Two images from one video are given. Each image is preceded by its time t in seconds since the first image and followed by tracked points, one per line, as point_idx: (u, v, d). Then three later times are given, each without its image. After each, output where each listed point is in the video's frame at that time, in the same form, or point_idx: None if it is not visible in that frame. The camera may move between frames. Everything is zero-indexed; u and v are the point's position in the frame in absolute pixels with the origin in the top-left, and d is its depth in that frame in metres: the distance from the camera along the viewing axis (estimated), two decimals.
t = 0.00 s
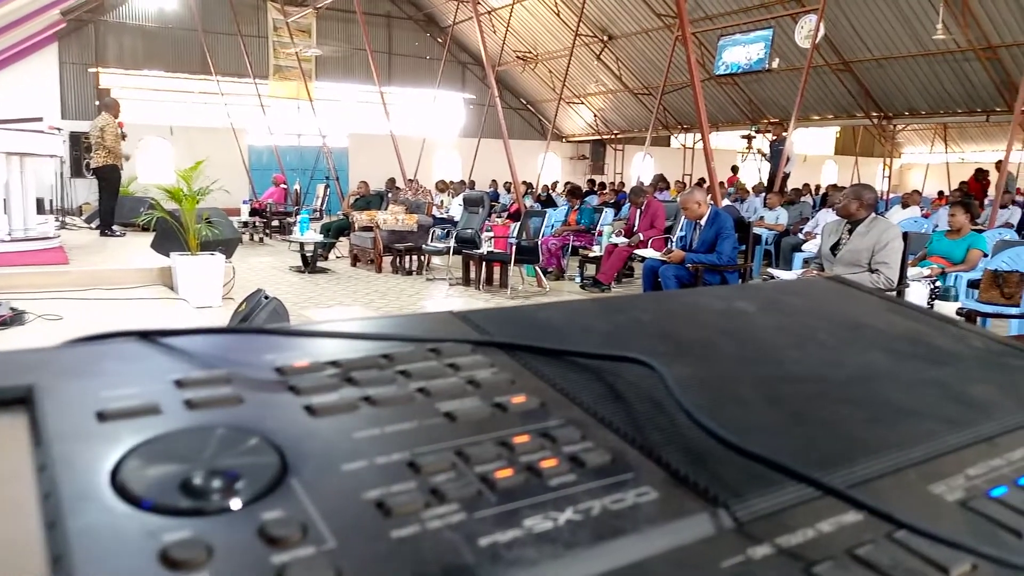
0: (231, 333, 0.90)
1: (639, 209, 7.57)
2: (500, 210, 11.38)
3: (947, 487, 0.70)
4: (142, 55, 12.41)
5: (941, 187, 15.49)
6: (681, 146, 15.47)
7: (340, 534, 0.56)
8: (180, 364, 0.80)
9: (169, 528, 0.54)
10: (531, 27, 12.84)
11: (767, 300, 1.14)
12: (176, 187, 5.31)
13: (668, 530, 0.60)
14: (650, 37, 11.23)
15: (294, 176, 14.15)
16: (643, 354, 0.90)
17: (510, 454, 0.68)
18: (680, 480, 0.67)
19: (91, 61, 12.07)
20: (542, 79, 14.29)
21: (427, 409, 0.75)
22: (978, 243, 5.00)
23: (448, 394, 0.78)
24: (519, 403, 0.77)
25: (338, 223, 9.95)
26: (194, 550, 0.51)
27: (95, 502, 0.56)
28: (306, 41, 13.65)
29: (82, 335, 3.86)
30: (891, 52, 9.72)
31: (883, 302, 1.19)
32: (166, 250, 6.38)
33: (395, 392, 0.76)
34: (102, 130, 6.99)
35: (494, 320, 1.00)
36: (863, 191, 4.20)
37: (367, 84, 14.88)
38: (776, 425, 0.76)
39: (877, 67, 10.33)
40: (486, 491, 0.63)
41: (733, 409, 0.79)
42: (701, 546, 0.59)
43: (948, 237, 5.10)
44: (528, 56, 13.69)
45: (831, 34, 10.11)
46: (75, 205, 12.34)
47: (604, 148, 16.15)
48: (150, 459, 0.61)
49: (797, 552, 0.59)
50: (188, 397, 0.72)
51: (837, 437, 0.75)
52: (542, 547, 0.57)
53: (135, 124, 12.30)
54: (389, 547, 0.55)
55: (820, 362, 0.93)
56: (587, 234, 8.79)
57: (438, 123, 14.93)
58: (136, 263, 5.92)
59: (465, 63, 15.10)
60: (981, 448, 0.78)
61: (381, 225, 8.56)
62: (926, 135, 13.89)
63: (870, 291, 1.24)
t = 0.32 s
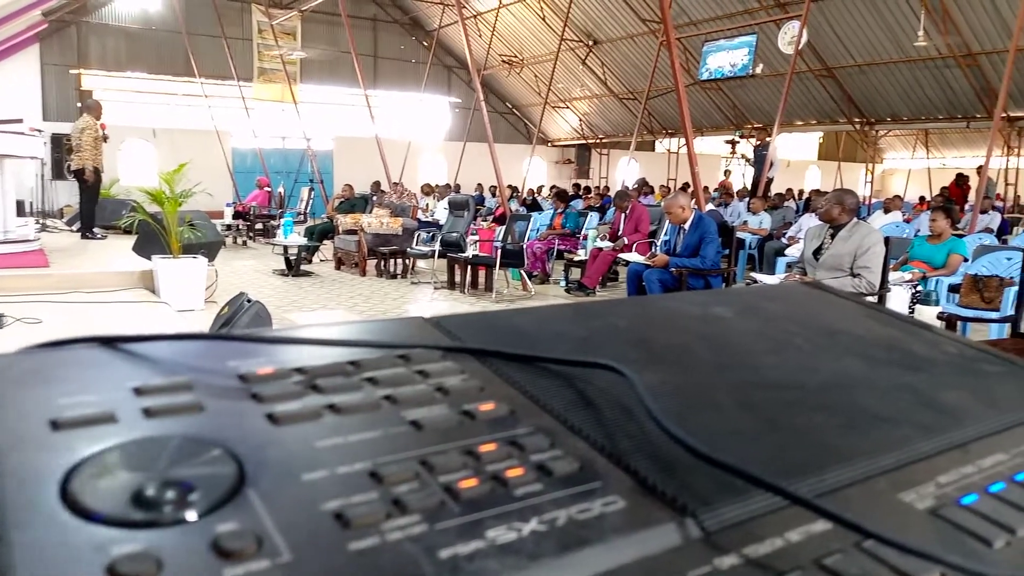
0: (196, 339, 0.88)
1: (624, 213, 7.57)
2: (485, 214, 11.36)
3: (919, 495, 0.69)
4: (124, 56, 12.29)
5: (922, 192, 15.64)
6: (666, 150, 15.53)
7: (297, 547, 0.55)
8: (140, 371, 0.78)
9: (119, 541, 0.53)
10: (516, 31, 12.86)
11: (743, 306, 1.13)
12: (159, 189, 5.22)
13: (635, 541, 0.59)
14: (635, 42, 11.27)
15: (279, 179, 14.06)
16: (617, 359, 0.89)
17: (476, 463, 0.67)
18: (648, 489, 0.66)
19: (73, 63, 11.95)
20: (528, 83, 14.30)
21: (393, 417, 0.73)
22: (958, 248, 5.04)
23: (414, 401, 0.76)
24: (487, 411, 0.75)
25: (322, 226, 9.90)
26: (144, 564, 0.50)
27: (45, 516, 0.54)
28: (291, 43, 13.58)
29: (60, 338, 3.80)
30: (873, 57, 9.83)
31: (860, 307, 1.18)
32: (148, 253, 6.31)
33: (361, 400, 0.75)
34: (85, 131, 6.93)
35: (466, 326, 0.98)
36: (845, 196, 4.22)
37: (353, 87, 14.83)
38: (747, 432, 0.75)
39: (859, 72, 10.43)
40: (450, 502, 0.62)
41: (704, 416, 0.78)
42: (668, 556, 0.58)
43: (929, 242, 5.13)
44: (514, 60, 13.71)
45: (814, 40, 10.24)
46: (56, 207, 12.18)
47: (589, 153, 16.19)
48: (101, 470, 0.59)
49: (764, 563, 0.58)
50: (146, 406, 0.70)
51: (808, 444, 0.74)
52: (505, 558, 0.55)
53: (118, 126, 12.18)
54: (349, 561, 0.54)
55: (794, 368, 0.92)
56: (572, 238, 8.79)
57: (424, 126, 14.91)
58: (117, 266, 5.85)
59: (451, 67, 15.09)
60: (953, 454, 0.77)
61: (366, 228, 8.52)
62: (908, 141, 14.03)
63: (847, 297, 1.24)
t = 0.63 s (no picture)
0: (147, 347, 0.85)
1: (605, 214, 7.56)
2: (467, 215, 11.31)
3: (879, 501, 0.68)
4: (101, 57, 12.10)
5: (900, 191, 15.78)
6: (647, 152, 15.56)
7: (230, 566, 0.52)
8: (81, 382, 0.75)
9: (37, 562, 0.50)
10: (497, 32, 12.83)
11: (710, 308, 1.12)
12: (136, 192, 5.11)
13: (585, 554, 0.57)
14: (617, 43, 11.25)
15: (259, 181, 13.92)
16: (578, 364, 0.87)
17: (426, 475, 0.65)
18: (602, 500, 0.64)
19: (48, 63, 11.74)
20: (509, 84, 14.27)
21: (343, 428, 0.71)
22: (935, 247, 5.05)
23: (364, 410, 0.74)
24: (441, 419, 0.73)
25: (302, 227, 9.82)
26: None
27: None
28: (270, 44, 13.45)
29: (31, 342, 3.72)
30: (851, 59, 9.93)
31: (828, 309, 1.18)
32: (125, 256, 6.23)
33: (310, 410, 0.73)
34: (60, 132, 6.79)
35: (425, 329, 0.95)
36: (823, 196, 4.22)
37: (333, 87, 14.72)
38: (706, 438, 0.74)
39: (838, 74, 10.49)
40: (395, 515, 0.60)
41: (662, 421, 0.76)
42: (621, 569, 0.56)
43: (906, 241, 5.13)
44: (495, 62, 13.68)
45: (793, 42, 10.31)
46: (31, 210, 11.97)
47: (571, 154, 16.18)
48: (27, 488, 0.56)
49: None
50: (84, 417, 0.67)
51: (769, 451, 0.73)
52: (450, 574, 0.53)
53: (94, 127, 11.98)
54: None
55: (758, 372, 0.91)
56: (554, 238, 8.77)
57: (406, 127, 14.82)
58: (93, 268, 5.75)
59: (432, 68, 15.02)
60: (915, 459, 0.76)
61: (347, 229, 8.45)
62: (886, 141, 14.16)
63: (815, 299, 1.23)
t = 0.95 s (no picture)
0: (73, 354, 0.81)
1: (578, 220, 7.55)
2: (441, 220, 11.27)
3: (824, 513, 0.66)
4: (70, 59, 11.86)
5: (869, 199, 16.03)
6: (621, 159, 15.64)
7: None
8: None
9: None
10: (472, 38, 12.84)
11: (666, 315, 1.11)
12: (103, 195, 4.99)
13: (519, 570, 0.55)
14: (591, 51, 11.30)
15: (230, 186, 13.72)
16: (526, 372, 0.85)
17: (358, 489, 0.62)
18: (540, 512, 0.62)
19: (14, 65, 11.49)
20: (484, 90, 14.28)
21: (275, 441, 0.68)
22: (903, 255, 5.04)
23: (300, 421, 0.71)
24: (379, 430, 0.70)
25: (274, 232, 9.72)
26: None
27: None
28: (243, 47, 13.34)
29: None
30: (821, 68, 10.09)
31: (784, 316, 1.17)
32: (92, 260, 6.12)
33: (240, 421, 0.70)
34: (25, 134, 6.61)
35: (370, 336, 0.93)
36: (792, 203, 4.24)
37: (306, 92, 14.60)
38: (652, 448, 0.72)
39: (808, 83, 10.64)
40: (320, 532, 0.57)
41: (606, 431, 0.74)
42: None
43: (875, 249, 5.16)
44: (470, 68, 13.67)
45: (765, 52, 10.43)
46: None
47: (545, 160, 16.22)
48: None
49: None
50: None
51: (715, 461, 0.71)
52: None
53: (61, 130, 11.73)
54: None
55: (709, 380, 0.89)
56: (528, 245, 8.75)
57: (380, 132, 14.76)
58: (58, 273, 5.59)
59: (407, 73, 15.00)
60: (864, 468, 0.75)
61: (319, 235, 8.35)
62: (855, 150, 14.39)
63: (776, 306, 1.22)
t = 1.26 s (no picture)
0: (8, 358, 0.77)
1: (552, 230, 7.56)
2: (416, 229, 11.22)
3: (783, 520, 0.65)
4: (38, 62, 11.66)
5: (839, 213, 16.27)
6: (596, 170, 15.71)
7: None
8: None
9: None
10: (448, 48, 12.87)
11: (630, 321, 1.09)
12: (70, 201, 4.89)
13: None
14: (565, 63, 11.37)
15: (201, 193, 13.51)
16: (485, 377, 0.83)
17: (301, 496, 0.60)
18: (491, 520, 0.60)
19: None
20: (459, 100, 14.28)
21: (217, 448, 0.65)
22: (872, 268, 5.11)
23: (245, 426, 0.68)
24: (327, 436, 0.68)
25: (246, 240, 9.60)
26: None
27: None
28: (216, 53, 13.22)
29: None
30: (791, 83, 10.26)
31: (749, 324, 1.16)
32: (58, 266, 6.01)
33: (181, 426, 0.67)
34: None
35: (324, 341, 0.90)
36: (763, 215, 4.25)
37: (280, 99, 14.51)
38: (609, 455, 0.70)
39: (779, 98, 10.80)
40: (259, 540, 0.54)
41: (562, 437, 0.72)
42: None
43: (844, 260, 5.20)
44: (446, 77, 13.69)
45: (737, 66, 10.59)
46: None
47: (521, 171, 16.25)
48: None
49: None
50: None
51: (673, 469, 0.69)
52: None
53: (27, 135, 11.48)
54: None
55: (670, 387, 0.88)
56: (503, 254, 8.73)
57: (355, 141, 14.68)
58: (24, 279, 5.29)
59: (382, 82, 14.98)
60: (825, 475, 0.73)
61: (291, 242, 8.26)
62: (825, 164, 14.62)
63: (741, 314, 1.21)
